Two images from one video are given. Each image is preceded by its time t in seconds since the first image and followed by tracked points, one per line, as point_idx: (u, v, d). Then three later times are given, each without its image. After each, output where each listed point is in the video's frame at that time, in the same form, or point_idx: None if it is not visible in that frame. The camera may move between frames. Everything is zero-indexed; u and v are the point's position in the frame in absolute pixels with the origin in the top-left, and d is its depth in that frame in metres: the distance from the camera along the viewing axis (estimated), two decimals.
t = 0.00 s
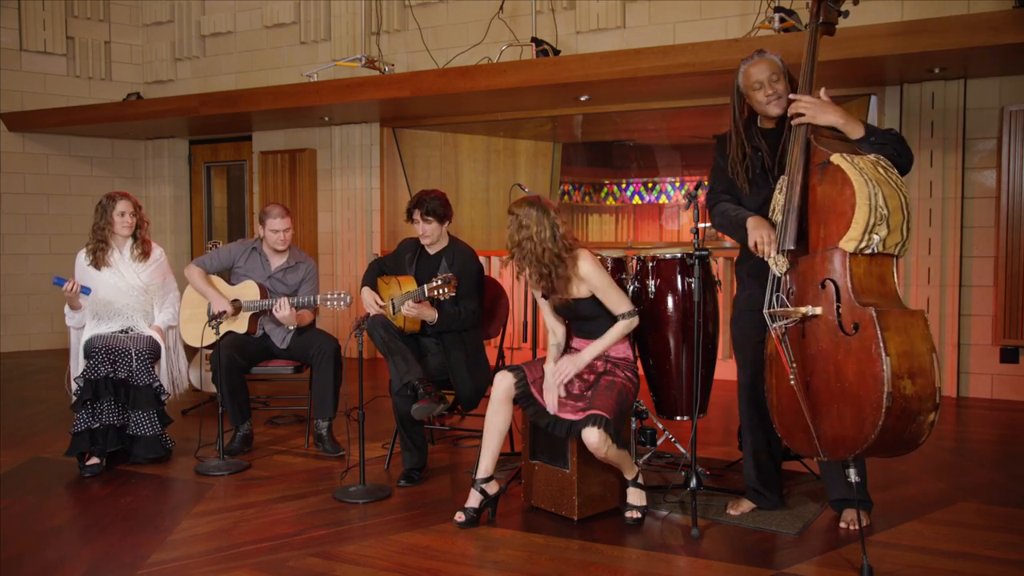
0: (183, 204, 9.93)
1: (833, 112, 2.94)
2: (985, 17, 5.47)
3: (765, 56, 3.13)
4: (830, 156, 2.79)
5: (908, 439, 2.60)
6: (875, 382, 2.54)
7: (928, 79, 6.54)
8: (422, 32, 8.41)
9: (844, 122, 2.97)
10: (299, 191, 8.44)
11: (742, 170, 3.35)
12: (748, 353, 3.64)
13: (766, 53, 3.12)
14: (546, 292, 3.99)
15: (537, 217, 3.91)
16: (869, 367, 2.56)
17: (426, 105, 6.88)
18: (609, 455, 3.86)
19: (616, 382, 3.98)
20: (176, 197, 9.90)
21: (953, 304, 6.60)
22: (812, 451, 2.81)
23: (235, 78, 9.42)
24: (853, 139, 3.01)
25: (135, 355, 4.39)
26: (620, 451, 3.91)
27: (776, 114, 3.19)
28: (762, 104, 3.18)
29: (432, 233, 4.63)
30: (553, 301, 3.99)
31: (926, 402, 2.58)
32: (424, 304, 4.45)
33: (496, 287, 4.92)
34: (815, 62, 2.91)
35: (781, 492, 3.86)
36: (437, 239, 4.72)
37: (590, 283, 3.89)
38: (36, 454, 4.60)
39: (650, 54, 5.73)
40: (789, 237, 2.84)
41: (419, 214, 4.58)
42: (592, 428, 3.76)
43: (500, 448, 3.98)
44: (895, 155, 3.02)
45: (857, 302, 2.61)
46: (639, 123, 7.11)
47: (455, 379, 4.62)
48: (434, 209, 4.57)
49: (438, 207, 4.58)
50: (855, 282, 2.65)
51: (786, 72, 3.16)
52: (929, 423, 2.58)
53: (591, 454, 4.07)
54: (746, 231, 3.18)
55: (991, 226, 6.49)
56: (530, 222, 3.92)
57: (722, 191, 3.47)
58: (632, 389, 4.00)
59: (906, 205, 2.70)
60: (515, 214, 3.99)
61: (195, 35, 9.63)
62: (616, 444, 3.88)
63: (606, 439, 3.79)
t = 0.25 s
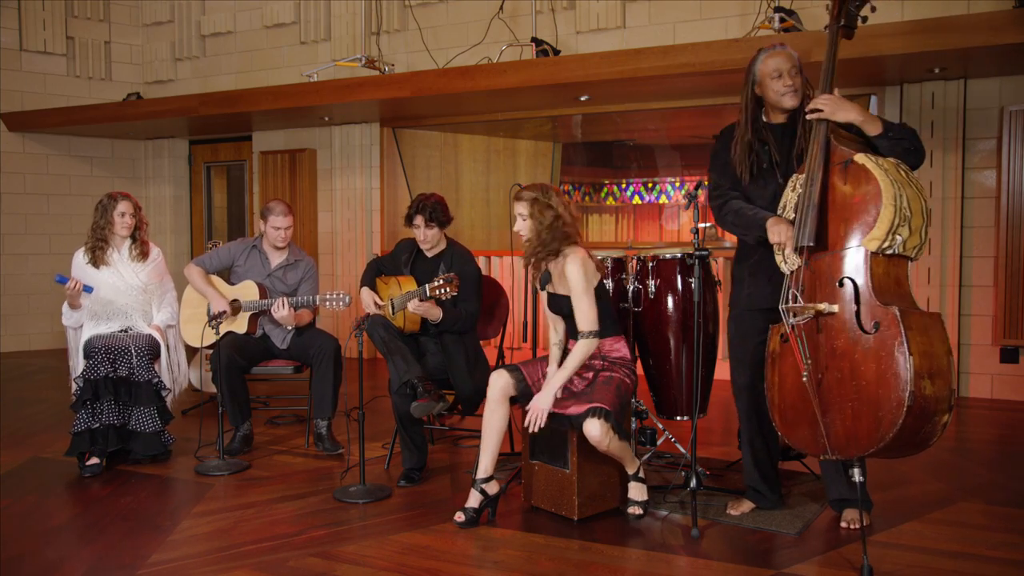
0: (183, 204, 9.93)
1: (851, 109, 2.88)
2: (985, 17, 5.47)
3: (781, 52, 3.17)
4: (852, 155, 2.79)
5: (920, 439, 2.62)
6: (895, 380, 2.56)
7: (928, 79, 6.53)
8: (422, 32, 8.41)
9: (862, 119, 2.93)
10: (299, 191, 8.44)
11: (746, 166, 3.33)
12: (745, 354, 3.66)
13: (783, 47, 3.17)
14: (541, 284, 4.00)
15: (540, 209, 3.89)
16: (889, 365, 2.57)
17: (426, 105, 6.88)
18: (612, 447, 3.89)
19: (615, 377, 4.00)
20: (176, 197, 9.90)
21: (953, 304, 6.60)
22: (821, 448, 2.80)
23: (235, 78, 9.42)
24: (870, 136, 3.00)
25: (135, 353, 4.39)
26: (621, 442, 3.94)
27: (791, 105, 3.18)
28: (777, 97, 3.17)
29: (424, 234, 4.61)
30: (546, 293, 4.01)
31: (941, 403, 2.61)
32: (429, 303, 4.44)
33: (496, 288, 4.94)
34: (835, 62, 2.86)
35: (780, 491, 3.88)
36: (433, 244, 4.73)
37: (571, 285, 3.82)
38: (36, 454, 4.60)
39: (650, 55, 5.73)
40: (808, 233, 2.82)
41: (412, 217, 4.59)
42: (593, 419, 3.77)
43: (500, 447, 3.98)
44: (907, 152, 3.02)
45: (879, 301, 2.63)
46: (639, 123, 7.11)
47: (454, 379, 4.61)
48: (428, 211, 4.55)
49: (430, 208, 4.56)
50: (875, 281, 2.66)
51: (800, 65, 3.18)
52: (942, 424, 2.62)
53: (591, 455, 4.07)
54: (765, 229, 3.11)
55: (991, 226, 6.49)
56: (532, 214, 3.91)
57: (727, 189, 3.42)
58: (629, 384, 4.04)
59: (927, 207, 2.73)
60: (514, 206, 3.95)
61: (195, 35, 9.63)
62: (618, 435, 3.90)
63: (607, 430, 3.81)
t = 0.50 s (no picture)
0: (183, 204, 9.93)
1: (876, 111, 2.94)
2: (985, 17, 5.48)
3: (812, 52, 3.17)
4: (873, 154, 2.83)
5: (927, 441, 2.66)
6: (904, 382, 2.59)
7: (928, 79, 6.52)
8: (422, 32, 8.41)
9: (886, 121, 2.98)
10: (299, 191, 8.44)
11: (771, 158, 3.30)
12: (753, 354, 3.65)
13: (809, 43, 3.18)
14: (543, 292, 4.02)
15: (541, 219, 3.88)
16: (900, 366, 2.60)
17: (427, 105, 6.88)
18: (611, 461, 3.90)
19: (616, 382, 3.99)
20: (176, 197, 9.89)
21: (953, 304, 6.60)
22: (827, 446, 2.83)
23: (235, 78, 9.41)
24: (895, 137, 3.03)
25: (135, 355, 4.40)
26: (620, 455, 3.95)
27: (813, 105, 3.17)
28: (801, 96, 3.17)
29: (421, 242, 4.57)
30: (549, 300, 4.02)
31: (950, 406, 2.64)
32: (428, 309, 4.47)
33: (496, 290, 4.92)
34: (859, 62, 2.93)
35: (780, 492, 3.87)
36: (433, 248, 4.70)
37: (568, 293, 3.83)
38: (36, 454, 4.60)
39: (650, 55, 5.73)
40: (825, 231, 2.84)
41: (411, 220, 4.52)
42: (592, 437, 3.80)
43: (500, 447, 3.98)
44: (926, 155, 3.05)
45: (892, 302, 2.65)
46: (639, 123, 7.11)
47: (455, 379, 4.64)
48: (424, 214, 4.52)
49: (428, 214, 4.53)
50: (889, 282, 2.69)
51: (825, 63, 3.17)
52: (950, 427, 2.65)
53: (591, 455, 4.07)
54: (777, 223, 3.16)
55: (991, 226, 6.49)
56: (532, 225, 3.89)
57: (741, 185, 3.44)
58: (631, 388, 4.03)
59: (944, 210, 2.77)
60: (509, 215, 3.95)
61: (195, 35, 9.63)
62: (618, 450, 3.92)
63: (606, 446, 3.83)
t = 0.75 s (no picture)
0: (183, 204, 9.93)
1: (889, 109, 2.90)
2: (984, 17, 5.48)
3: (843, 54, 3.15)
4: (881, 155, 2.82)
5: (927, 442, 2.68)
6: (903, 382, 2.61)
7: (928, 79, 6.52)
8: (422, 32, 8.41)
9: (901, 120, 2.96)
10: (299, 191, 8.44)
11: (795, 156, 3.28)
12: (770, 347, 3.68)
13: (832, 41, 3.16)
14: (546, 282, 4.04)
15: (549, 206, 3.93)
16: (900, 367, 2.62)
17: (427, 105, 6.88)
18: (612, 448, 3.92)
19: (616, 379, 4.00)
20: (176, 197, 9.89)
21: (953, 304, 6.60)
22: (829, 445, 2.86)
23: (235, 78, 9.41)
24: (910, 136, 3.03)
25: (134, 355, 4.39)
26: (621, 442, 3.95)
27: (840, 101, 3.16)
28: (827, 94, 3.16)
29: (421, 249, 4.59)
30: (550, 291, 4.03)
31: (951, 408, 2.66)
32: (433, 309, 4.46)
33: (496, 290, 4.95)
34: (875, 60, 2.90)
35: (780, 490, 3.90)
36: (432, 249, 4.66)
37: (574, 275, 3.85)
38: (36, 454, 4.60)
39: (650, 55, 5.73)
40: (832, 230, 2.84)
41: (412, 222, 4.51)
42: (595, 423, 3.79)
43: (500, 447, 3.99)
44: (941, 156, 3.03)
45: (894, 302, 2.67)
46: (639, 123, 7.11)
47: (454, 379, 4.64)
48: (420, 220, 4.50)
49: (425, 221, 4.51)
50: (894, 282, 2.70)
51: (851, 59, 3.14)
52: (951, 429, 2.67)
53: (591, 455, 4.07)
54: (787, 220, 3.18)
55: (991, 226, 6.49)
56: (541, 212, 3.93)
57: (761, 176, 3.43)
58: (630, 386, 4.04)
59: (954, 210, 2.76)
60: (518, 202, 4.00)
61: (195, 35, 9.63)
62: (619, 438, 3.92)
63: (607, 432, 3.82)
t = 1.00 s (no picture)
0: (183, 204, 9.93)
1: (890, 108, 2.89)
2: (984, 16, 5.48)
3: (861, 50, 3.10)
4: (882, 153, 2.82)
5: (924, 443, 2.67)
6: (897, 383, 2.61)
7: (928, 79, 6.52)
8: (422, 32, 8.41)
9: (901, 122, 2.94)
10: (299, 191, 8.44)
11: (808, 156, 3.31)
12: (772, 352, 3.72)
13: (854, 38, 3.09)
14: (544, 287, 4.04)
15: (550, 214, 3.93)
16: (894, 367, 2.62)
17: (427, 105, 6.88)
18: (609, 460, 3.90)
19: (615, 387, 4.00)
20: (176, 197, 9.89)
21: (953, 304, 6.60)
22: (829, 445, 2.87)
23: (234, 78, 9.42)
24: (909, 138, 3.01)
25: (134, 355, 4.38)
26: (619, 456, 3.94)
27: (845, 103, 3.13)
28: (835, 89, 3.13)
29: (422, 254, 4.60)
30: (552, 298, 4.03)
31: (948, 410, 2.65)
32: (433, 312, 4.46)
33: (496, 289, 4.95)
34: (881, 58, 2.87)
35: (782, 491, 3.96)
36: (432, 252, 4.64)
37: (585, 279, 3.89)
38: (36, 454, 4.60)
39: (650, 55, 5.73)
40: (832, 230, 2.87)
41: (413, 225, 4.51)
42: (592, 436, 3.78)
43: (500, 447, 3.99)
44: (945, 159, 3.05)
45: (891, 302, 2.66)
46: (639, 123, 7.10)
47: (454, 380, 4.65)
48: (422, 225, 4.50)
49: (426, 225, 4.51)
50: (892, 282, 2.69)
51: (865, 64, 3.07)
52: (948, 431, 2.65)
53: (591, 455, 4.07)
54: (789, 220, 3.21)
55: (991, 226, 6.49)
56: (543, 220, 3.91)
57: (770, 176, 3.50)
58: (630, 393, 4.03)
59: (955, 210, 2.74)
60: (518, 209, 3.98)
61: (195, 35, 9.63)
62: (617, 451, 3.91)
63: (605, 447, 3.82)
